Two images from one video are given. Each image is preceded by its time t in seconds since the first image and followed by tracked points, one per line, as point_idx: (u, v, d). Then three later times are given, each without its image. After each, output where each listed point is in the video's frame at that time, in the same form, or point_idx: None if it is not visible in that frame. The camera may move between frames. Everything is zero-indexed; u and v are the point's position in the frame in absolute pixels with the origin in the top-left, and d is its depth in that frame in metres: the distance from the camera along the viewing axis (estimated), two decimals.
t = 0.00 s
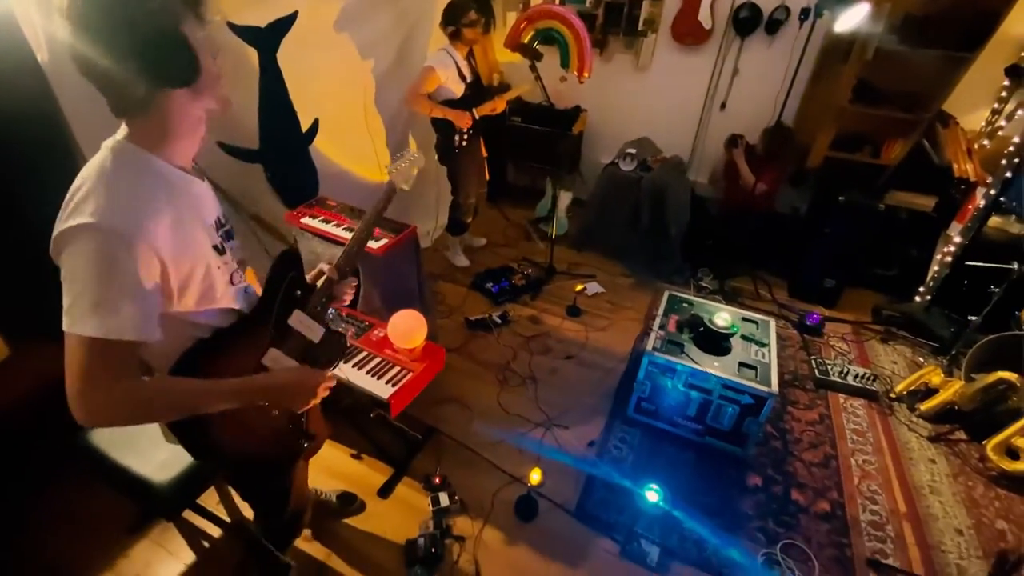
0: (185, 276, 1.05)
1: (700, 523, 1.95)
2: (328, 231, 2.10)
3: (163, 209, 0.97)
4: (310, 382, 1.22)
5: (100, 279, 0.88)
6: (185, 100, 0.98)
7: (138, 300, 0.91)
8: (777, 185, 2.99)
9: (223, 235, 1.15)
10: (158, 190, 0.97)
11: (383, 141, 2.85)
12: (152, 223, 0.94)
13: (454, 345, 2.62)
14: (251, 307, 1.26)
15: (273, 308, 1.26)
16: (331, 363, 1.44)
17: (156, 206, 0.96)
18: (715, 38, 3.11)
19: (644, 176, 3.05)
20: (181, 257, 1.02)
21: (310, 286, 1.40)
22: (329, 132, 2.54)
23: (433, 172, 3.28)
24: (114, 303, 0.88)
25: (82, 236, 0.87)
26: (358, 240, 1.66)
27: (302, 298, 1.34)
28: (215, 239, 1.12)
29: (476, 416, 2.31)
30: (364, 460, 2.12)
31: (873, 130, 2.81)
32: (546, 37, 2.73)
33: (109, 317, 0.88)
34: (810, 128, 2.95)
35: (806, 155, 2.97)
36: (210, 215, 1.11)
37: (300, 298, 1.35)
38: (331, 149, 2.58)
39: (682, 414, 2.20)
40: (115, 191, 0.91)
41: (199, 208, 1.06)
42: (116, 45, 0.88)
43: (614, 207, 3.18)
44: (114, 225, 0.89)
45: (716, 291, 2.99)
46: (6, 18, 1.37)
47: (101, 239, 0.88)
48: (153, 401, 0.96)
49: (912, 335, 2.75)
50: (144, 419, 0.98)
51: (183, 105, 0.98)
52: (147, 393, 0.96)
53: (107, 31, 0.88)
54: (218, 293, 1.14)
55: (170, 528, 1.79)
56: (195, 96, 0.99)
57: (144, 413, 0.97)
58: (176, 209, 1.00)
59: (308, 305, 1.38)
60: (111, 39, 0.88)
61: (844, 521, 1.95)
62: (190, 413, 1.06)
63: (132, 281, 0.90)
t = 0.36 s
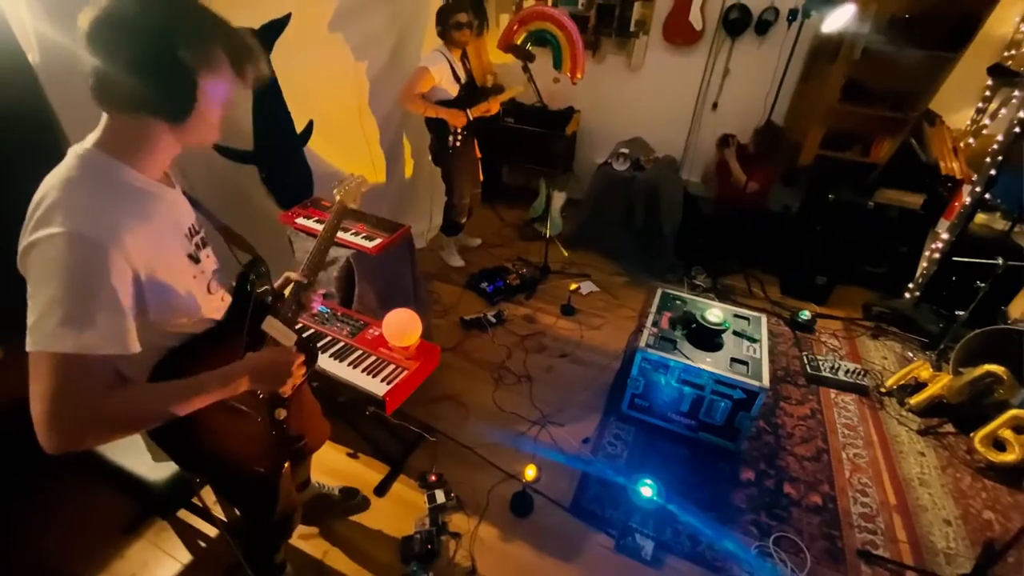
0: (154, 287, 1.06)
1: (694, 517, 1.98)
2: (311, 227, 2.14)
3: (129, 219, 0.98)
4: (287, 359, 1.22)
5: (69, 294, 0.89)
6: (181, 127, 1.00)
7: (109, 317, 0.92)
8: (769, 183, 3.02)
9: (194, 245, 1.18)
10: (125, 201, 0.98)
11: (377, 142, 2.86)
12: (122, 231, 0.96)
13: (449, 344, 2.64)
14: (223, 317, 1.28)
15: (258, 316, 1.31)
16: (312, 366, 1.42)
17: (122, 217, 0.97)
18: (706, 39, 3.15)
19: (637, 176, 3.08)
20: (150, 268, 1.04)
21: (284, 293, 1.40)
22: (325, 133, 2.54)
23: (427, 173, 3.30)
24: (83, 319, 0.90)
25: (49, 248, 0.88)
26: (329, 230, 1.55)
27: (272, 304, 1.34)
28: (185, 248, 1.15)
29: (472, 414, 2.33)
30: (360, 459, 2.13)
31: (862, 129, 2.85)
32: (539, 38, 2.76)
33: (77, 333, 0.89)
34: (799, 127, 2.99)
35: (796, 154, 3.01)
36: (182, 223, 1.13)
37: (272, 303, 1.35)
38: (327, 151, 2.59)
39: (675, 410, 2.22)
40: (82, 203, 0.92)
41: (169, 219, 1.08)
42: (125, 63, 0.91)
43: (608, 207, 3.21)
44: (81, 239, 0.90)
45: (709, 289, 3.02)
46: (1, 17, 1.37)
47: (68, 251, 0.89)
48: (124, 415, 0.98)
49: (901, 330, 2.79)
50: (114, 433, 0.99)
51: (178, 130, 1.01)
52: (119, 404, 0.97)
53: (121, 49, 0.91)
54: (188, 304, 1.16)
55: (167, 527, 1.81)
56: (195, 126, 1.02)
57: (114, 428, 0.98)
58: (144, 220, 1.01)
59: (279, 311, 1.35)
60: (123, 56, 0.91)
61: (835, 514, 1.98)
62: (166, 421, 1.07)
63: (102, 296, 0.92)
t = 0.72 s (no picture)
0: (146, 285, 1.08)
1: (693, 517, 2.01)
2: (311, 237, 2.14)
3: (133, 215, 0.99)
4: (267, 366, 1.23)
5: (60, 283, 0.90)
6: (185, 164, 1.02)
7: (95, 312, 0.94)
8: (756, 186, 3.08)
9: (195, 244, 1.21)
10: (130, 194, 1.00)
11: (369, 151, 2.88)
12: (127, 228, 0.98)
13: (445, 351, 2.65)
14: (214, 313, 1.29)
15: (250, 318, 1.29)
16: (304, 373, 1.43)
17: (126, 212, 0.98)
18: (692, 46, 3.21)
19: (628, 181, 3.13)
20: (144, 268, 1.06)
21: (284, 294, 1.36)
22: (318, 144, 2.56)
23: (419, 181, 3.33)
24: (69, 309, 0.91)
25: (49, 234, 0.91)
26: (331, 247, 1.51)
27: (271, 305, 1.33)
28: (186, 246, 1.18)
29: (469, 420, 2.35)
30: (357, 468, 2.13)
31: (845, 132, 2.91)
32: (528, 47, 2.80)
33: (61, 321, 0.91)
34: (785, 131, 3.06)
35: (782, 158, 3.07)
36: (186, 224, 1.15)
37: (270, 304, 1.33)
38: (320, 161, 2.60)
39: (671, 411, 2.25)
40: (86, 193, 0.94)
41: (173, 221, 1.10)
42: (162, 92, 0.94)
43: (599, 212, 3.25)
44: (80, 228, 0.92)
45: (700, 291, 3.06)
46: None
47: (66, 238, 0.91)
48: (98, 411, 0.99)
49: (888, 329, 2.85)
50: (93, 421, 1.01)
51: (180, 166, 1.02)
52: (99, 397, 0.99)
53: (165, 81, 0.94)
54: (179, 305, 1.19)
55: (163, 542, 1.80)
56: (199, 170, 1.03)
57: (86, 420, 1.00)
58: (147, 215, 1.02)
59: (278, 312, 1.33)
60: (162, 85, 0.94)
61: (829, 510, 2.01)
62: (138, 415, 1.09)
63: (94, 289, 0.93)
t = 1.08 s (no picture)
0: (152, 270, 1.19)
1: (685, 512, 2.04)
2: (302, 245, 2.14)
3: (140, 206, 1.11)
4: (263, 351, 1.28)
5: (73, 263, 1.02)
6: (190, 157, 1.15)
7: (104, 292, 1.05)
8: (734, 186, 3.16)
9: (200, 237, 1.31)
10: (137, 188, 1.12)
11: (350, 157, 2.87)
12: (133, 217, 1.10)
13: (434, 355, 2.66)
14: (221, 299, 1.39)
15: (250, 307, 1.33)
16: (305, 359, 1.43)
17: (133, 203, 1.10)
18: (668, 49, 3.28)
19: (610, 183, 3.18)
20: (150, 256, 1.17)
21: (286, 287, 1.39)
22: (302, 149, 2.54)
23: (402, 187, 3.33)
24: (79, 289, 1.03)
25: (65, 219, 1.03)
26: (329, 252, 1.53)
27: (274, 295, 1.36)
28: (192, 237, 1.28)
29: (461, 424, 2.36)
30: (349, 475, 2.13)
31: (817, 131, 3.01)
32: (508, 53, 2.85)
33: (69, 299, 1.02)
34: (760, 132, 3.14)
35: (757, 158, 3.16)
36: (190, 218, 1.26)
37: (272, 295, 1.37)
38: (304, 167, 2.59)
39: (660, 406, 2.30)
40: (102, 187, 1.07)
41: (178, 216, 1.21)
42: (174, 90, 1.08)
43: (582, 214, 3.29)
44: (89, 216, 1.04)
45: (683, 289, 3.11)
46: None
47: (80, 225, 1.03)
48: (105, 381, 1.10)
49: (864, 321, 2.94)
50: (96, 393, 1.11)
51: (186, 159, 1.15)
52: (104, 368, 1.09)
53: (180, 82, 1.09)
54: (187, 291, 1.29)
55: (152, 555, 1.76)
56: (203, 163, 1.15)
57: (93, 390, 1.10)
58: (153, 208, 1.14)
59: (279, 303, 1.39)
60: (177, 84, 1.08)
61: (815, 498, 2.08)
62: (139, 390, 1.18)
63: (102, 273, 1.05)
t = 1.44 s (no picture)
0: (146, 261, 1.19)
1: (672, 501, 2.09)
2: (284, 250, 2.12)
3: (133, 196, 1.13)
4: (250, 341, 1.32)
5: (65, 251, 1.03)
6: (177, 146, 1.15)
7: (94, 279, 1.06)
8: (707, 180, 3.23)
9: (193, 228, 1.32)
10: (130, 179, 1.13)
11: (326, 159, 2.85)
12: (127, 206, 1.12)
13: (420, 356, 2.66)
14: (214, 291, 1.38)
15: (242, 295, 1.40)
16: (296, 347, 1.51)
17: (126, 193, 1.12)
18: (639, 47, 3.34)
19: (588, 180, 3.23)
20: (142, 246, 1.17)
21: (275, 281, 1.49)
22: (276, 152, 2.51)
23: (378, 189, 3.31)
24: (70, 276, 1.04)
25: (58, 208, 1.04)
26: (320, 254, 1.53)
27: (264, 288, 1.45)
28: (185, 229, 1.29)
29: (449, 424, 2.36)
30: (339, 481, 2.11)
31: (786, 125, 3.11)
32: (482, 51, 2.86)
33: (63, 286, 1.03)
34: (731, 126, 3.22)
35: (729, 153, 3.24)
36: (181, 209, 1.26)
37: (261, 288, 1.45)
38: (279, 170, 2.55)
39: (645, 397, 2.35)
40: (94, 176, 1.08)
41: (169, 207, 1.22)
42: (161, 83, 1.09)
43: (562, 210, 3.32)
44: (83, 203, 1.05)
45: (661, 282, 3.18)
46: None
47: (73, 214, 1.04)
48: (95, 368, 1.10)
49: (835, 307, 3.05)
50: (88, 377, 1.13)
51: (173, 149, 1.15)
52: (95, 356, 1.10)
53: (166, 74, 1.09)
54: (181, 283, 1.29)
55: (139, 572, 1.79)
56: (191, 151, 1.16)
57: (82, 376, 1.11)
58: (145, 198, 1.16)
59: (268, 296, 1.45)
60: (164, 76, 1.09)
61: (797, 480, 2.15)
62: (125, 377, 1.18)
63: (93, 260, 1.05)
